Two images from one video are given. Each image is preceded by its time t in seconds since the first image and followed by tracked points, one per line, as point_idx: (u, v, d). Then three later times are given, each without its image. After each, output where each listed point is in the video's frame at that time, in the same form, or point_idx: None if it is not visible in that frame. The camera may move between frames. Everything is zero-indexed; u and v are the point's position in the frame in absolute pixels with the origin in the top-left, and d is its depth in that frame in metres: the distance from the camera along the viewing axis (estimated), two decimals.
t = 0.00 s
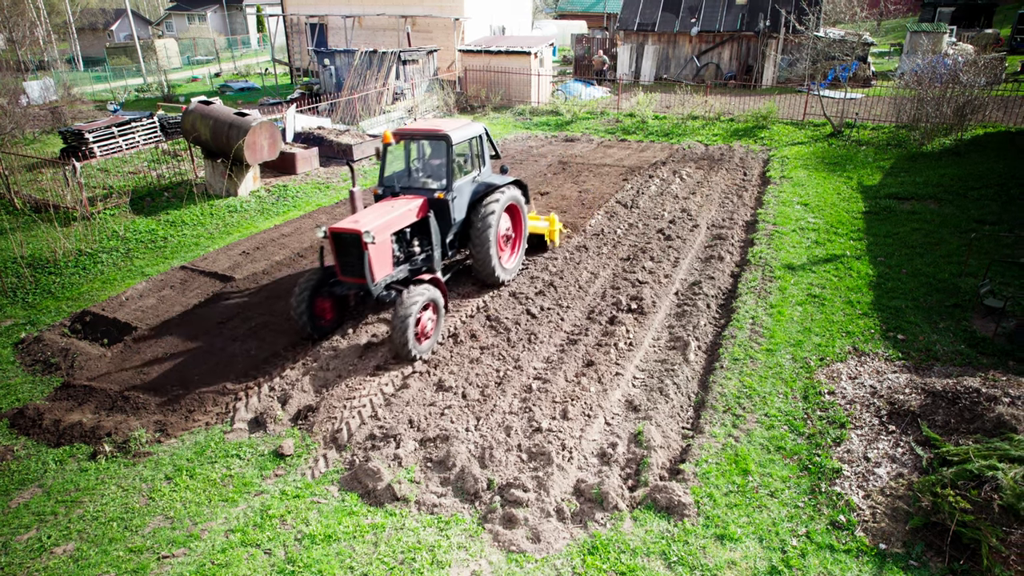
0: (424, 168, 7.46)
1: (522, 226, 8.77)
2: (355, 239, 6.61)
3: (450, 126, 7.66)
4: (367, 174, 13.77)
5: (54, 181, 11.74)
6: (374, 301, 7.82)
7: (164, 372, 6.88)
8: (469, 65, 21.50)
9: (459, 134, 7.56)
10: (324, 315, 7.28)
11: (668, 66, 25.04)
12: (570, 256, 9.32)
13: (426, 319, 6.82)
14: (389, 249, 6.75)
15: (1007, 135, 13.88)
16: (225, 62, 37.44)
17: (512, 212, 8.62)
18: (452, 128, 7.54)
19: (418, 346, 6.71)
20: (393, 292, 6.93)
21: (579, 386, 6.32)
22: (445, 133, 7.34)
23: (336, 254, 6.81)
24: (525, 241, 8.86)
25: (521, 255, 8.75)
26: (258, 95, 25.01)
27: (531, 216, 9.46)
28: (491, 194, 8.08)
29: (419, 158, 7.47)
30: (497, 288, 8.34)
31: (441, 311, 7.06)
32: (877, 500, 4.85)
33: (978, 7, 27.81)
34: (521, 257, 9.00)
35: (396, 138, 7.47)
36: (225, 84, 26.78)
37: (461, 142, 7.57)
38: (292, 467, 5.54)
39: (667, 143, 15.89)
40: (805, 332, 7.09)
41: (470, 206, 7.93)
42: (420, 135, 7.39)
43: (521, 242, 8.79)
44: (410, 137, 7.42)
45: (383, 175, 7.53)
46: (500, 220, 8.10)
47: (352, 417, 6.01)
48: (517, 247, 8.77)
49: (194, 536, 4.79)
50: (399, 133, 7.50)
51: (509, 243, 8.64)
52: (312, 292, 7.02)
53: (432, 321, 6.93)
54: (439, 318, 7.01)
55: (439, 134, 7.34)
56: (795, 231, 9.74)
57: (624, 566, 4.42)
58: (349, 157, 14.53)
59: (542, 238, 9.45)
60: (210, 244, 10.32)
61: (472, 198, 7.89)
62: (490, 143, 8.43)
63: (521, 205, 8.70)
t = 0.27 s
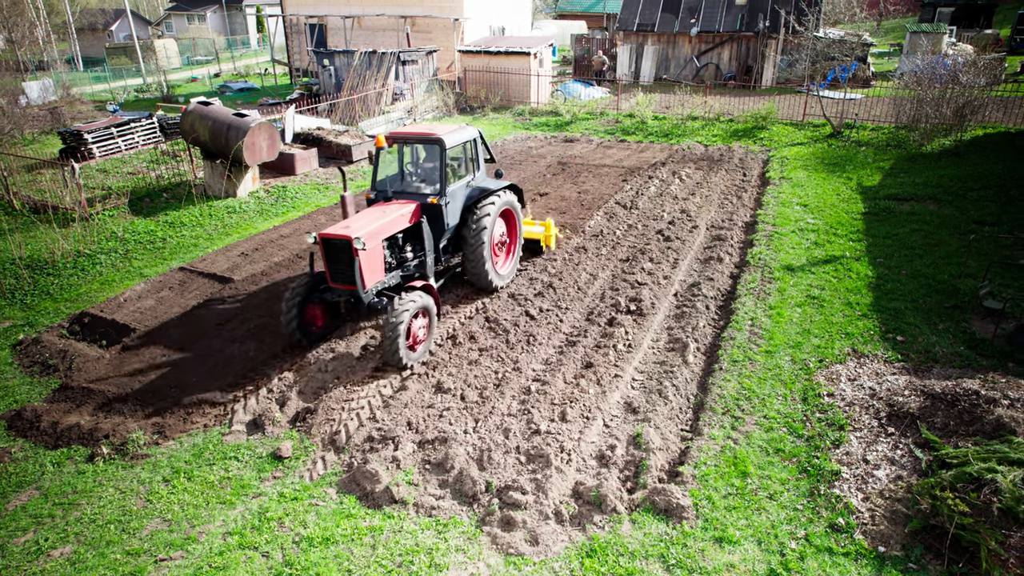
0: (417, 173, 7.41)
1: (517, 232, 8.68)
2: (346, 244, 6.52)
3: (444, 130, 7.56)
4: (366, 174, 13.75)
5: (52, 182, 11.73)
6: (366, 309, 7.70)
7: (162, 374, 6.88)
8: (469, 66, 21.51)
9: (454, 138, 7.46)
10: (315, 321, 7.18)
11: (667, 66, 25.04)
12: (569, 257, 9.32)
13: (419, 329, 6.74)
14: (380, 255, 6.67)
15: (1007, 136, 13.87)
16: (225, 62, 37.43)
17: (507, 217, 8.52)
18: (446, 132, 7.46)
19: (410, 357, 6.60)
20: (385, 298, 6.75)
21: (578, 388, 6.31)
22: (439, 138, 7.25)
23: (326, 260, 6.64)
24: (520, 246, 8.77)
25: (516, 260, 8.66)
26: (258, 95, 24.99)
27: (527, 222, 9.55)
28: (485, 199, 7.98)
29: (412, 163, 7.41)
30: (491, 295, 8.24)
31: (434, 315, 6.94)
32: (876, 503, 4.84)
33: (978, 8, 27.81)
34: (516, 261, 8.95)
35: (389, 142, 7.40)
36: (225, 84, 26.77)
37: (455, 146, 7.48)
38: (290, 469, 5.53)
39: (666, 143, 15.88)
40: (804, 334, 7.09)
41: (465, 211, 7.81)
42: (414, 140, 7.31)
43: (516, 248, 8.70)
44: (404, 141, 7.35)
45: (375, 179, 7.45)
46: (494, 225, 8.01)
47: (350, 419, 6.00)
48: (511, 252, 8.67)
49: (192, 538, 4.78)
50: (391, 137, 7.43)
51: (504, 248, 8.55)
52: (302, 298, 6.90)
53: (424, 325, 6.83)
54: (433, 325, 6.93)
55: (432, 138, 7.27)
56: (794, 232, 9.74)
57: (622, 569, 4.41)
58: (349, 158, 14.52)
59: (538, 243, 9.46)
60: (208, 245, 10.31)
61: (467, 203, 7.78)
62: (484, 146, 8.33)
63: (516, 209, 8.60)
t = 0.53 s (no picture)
0: (410, 176, 7.32)
1: (511, 236, 8.59)
2: (335, 250, 6.41)
3: (437, 133, 7.48)
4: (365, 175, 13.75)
5: (51, 182, 11.72)
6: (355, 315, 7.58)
7: (160, 374, 6.87)
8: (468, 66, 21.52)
9: (446, 141, 7.38)
10: (305, 327, 7.07)
11: (667, 66, 25.03)
12: (568, 257, 9.31)
13: (409, 336, 6.61)
14: (370, 261, 6.54)
15: (1006, 136, 13.86)
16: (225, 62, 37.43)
17: (501, 220, 8.43)
18: (438, 135, 7.37)
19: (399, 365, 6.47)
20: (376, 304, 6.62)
21: (576, 388, 6.31)
22: (431, 140, 7.17)
23: (315, 265, 6.55)
24: (514, 250, 8.69)
25: (510, 264, 8.57)
26: (257, 95, 24.98)
27: (522, 226, 9.51)
28: (479, 203, 7.89)
29: (404, 166, 7.34)
30: (485, 299, 8.16)
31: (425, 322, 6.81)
32: (874, 504, 4.83)
33: (978, 8, 27.81)
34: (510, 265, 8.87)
35: (381, 145, 7.34)
36: (224, 84, 26.76)
37: (448, 149, 7.39)
38: (288, 470, 5.53)
39: (666, 144, 15.87)
40: (803, 334, 7.08)
41: (457, 215, 7.74)
42: (405, 142, 7.23)
43: (510, 252, 8.61)
44: (395, 143, 7.27)
45: (367, 182, 7.39)
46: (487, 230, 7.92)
47: (348, 420, 6.00)
48: (506, 256, 8.59)
49: (189, 539, 4.78)
50: (384, 140, 7.36)
51: (498, 252, 8.46)
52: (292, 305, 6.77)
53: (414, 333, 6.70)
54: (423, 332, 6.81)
55: (424, 141, 7.18)
56: (794, 233, 9.73)
57: (620, 570, 4.41)
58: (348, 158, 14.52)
59: (533, 247, 9.41)
60: (207, 245, 10.30)
61: (459, 207, 7.71)
62: (479, 149, 8.24)
63: (510, 213, 8.51)
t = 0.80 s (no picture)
0: (402, 180, 7.13)
1: (506, 241, 8.41)
2: (324, 256, 6.26)
3: (430, 136, 7.32)
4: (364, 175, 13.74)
5: (51, 183, 11.71)
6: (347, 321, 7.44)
7: (159, 376, 6.87)
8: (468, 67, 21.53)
9: (439, 145, 7.23)
10: (295, 334, 6.88)
11: (667, 66, 25.03)
12: (568, 258, 9.31)
13: (399, 342, 6.48)
14: (360, 266, 6.39)
15: (1006, 136, 13.87)
16: (225, 62, 37.46)
17: (496, 225, 8.26)
18: (432, 138, 7.21)
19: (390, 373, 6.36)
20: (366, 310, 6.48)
21: (576, 389, 6.30)
22: (424, 144, 7.02)
23: (304, 271, 6.41)
24: (509, 255, 8.52)
25: (504, 270, 8.40)
26: (257, 96, 24.98)
27: (517, 230, 9.38)
28: (473, 207, 7.71)
29: (396, 170, 7.15)
30: (478, 306, 7.98)
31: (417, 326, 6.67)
32: (873, 505, 4.83)
33: (977, 8, 27.84)
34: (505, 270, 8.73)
35: (373, 149, 7.18)
36: (224, 84, 26.76)
37: (442, 152, 7.22)
38: (287, 471, 5.53)
39: (665, 144, 15.87)
40: (802, 335, 7.08)
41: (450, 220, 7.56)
42: (398, 146, 7.07)
43: (505, 258, 8.44)
44: (387, 147, 7.11)
45: (358, 187, 7.21)
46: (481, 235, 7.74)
47: (347, 421, 6.00)
48: (500, 262, 8.41)
49: (188, 540, 4.78)
50: (375, 143, 7.21)
51: (492, 258, 8.29)
52: (281, 310, 6.64)
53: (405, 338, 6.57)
54: (415, 337, 6.68)
55: (417, 144, 7.03)
56: (793, 233, 9.73)
57: (618, 572, 4.40)
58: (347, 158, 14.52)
59: (528, 250, 9.36)
60: (207, 246, 10.31)
61: (453, 212, 7.52)
62: (473, 154, 8.09)
63: (505, 217, 8.33)
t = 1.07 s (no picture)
0: (395, 184, 7.08)
1: (502, 246, 8.30)
2: (314, 261, 6.21)
3: (423, 139, 7.25)
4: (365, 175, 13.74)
5: (51, 184, 11.71)
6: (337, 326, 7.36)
7: (159, 377, 6.86)
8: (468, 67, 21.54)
9: (433, 148, 7.15)
10: (285, 341, 6.81)
11: (667, 67, 25.03)
12: (568, 258, 9.31)
13: (390, 348, 6.38)
14: (351, 272, 6.34)
15: (1006, 137, 13.88)
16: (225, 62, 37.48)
17: (491, 230, 8.15)
18: (425, 142, 7.14)
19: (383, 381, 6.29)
20: (356, 316, 6.44)
21: (576, 391, 6.30)
22: (417, 147, 6.94)
23: (295, 277, 6.39)
24: (505, 260, 8.40)
25: (500, 275, 8.28)
26: (257, 96, 24.98)
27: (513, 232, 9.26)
28: (467, 212, 7.62)
29: (389, 174, 7.10)
30: (472, 311, 7.87)
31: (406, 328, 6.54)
32: (874, 507, 4.83)
33: (977, 8, 27.85)
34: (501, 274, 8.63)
35: (365, 152, 7.12)
36: (224, 85, 26.76)
37: (435, 155, 7.15)
38: (287, 472, 5.52)
39: (665, 144, 15.88)
40: (802, 336, 7.08)
41: (444, 225, 7.46)
42: (390, 149, 7.00)
43: (501, 263, 8.32)
44: (380, 150, 7.05)
45: (351, 191, 7.17)
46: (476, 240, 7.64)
47: (347, 422, 6.00)
48: (496, 267, 8.29)
49: (188, 542, 4.78)
50: (368, 147, 7.15)
51: (487, 263, 8.18)
52: (271, 317, 6.57)
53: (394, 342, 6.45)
54: (405, 339, 6.57)
55: (409, 148, 6.96)
56: (793, 234, 9.72)
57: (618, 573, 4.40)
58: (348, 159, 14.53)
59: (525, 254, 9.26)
60: (207, 247, 10.31)
61: (446, 217, 7.43)
62: (468, 156, 8.02)
63: (501, 222, 8.21)
